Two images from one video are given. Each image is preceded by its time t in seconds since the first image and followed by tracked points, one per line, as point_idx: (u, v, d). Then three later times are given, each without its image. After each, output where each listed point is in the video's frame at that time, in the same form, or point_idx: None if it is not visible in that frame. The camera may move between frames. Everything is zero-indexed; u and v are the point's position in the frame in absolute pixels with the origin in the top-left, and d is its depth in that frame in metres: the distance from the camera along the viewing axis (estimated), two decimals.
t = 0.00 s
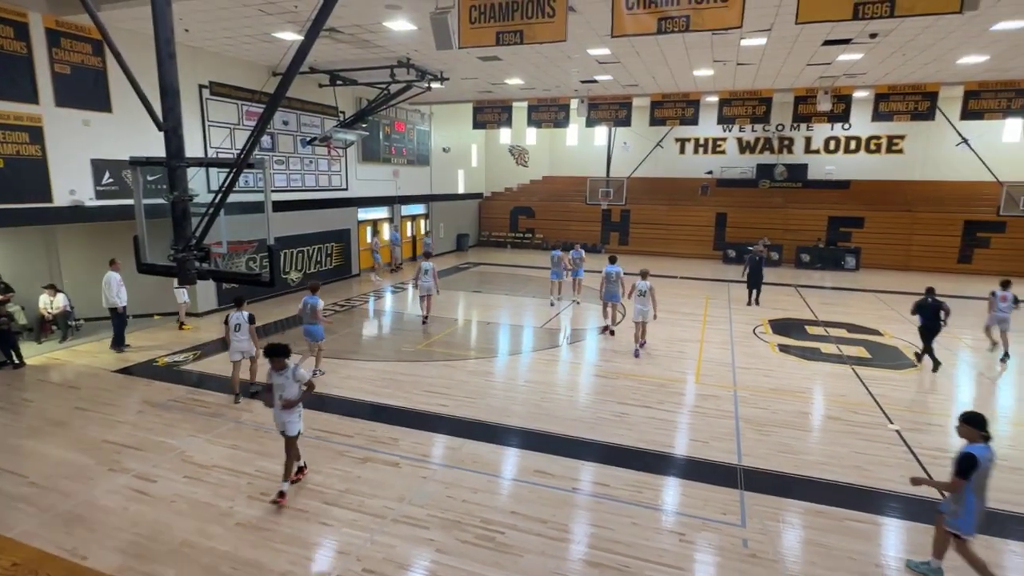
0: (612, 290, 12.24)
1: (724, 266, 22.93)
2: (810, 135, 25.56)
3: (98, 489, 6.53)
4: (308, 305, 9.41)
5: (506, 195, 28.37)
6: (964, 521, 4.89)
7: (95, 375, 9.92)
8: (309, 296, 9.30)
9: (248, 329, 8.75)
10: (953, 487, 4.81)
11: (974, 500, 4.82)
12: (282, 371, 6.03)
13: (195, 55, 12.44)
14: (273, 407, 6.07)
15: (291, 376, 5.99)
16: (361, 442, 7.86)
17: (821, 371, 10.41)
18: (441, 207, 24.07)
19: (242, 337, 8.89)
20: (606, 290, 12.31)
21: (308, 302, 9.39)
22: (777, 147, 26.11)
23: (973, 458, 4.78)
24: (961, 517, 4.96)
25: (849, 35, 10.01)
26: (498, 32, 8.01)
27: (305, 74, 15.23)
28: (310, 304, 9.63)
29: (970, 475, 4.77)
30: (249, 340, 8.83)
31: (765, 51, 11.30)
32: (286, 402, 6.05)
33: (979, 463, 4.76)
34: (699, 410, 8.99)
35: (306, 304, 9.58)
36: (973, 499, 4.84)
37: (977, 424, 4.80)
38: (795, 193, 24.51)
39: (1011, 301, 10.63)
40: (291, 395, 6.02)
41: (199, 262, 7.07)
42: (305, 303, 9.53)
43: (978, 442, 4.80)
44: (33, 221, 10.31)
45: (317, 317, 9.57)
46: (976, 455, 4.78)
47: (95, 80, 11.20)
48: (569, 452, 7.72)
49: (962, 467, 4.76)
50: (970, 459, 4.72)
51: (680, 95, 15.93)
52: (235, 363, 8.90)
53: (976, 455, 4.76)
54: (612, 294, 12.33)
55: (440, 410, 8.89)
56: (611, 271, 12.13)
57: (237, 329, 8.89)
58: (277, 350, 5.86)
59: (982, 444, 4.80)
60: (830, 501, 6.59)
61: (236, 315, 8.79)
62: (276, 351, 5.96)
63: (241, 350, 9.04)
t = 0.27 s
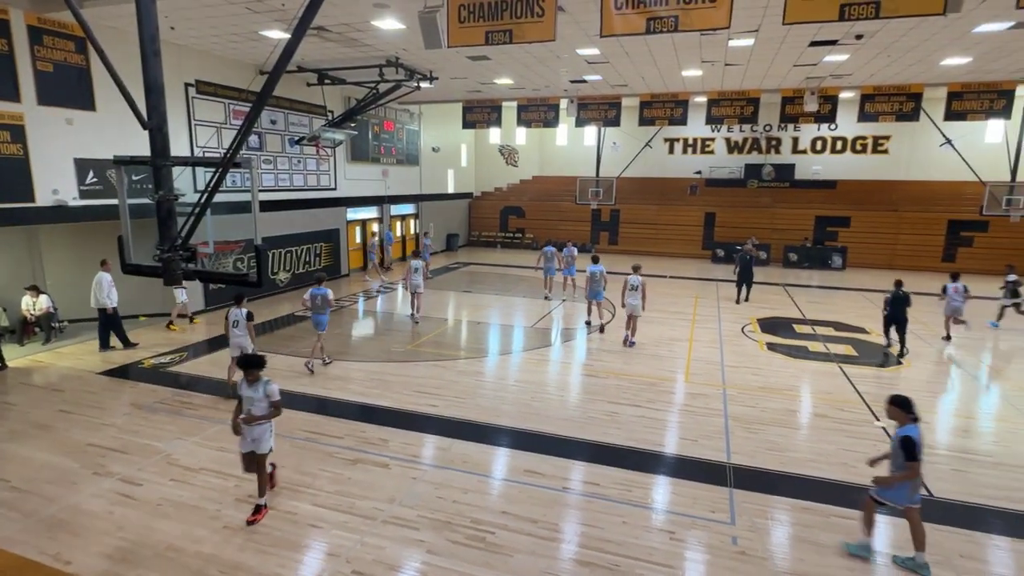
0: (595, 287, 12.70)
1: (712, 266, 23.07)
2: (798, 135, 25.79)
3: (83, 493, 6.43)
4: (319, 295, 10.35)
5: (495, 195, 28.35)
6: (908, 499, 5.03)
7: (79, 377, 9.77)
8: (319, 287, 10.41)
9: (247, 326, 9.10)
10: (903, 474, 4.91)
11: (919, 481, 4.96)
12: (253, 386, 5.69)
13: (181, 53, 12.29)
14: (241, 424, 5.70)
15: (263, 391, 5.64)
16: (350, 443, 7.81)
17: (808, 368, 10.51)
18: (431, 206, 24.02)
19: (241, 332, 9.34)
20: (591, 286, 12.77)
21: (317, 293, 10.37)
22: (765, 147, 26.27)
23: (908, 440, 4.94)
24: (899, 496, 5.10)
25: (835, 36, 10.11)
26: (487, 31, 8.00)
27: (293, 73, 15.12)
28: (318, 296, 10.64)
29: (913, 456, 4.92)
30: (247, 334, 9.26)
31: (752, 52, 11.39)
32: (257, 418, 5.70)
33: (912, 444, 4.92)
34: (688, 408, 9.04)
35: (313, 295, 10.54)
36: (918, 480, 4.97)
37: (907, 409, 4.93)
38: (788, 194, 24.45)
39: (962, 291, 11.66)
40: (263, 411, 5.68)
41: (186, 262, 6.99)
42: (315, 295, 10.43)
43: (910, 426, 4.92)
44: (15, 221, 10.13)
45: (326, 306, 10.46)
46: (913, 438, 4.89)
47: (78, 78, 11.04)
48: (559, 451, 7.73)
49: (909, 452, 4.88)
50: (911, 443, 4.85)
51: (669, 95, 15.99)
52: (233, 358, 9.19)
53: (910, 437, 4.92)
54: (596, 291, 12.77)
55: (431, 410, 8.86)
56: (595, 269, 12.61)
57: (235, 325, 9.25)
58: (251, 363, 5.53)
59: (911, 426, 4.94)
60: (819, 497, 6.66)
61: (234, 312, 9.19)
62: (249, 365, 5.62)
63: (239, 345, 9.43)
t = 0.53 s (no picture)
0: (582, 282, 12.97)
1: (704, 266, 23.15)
2: (788, 136, 26.06)
3: (71, 496, 6.35)
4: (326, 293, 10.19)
5: (486, 195, 28.34)
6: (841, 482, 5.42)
7: (66, 380, 9.65)
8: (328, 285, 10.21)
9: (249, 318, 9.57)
10: (827, 457, 5.36)
11: (849, 463, 5.40)
12: (224, 400, 5.28)
13: (169, 51, 12.17)
14: (216, 440, 5.35)
15: (232, 405, 5.22)
16: (341, 444, 7.77)
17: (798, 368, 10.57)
18: (423, 206, 23.95)
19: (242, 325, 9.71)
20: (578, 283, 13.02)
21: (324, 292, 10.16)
22: (756, 147, 26.55)
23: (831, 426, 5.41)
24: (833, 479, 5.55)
25: (825, 37, 10.18)
26: (480, 31, 7.99)
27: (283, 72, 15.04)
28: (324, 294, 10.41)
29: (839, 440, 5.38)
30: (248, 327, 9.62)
31: (743, 52, 11.44)
32: (230, 433, 5.30)
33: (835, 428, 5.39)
34: (680, 407, 9.07)
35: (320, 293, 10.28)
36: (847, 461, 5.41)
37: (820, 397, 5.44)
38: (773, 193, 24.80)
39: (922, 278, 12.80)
40: (234, 425, 5.26)
41: (176, 262, 6.92)
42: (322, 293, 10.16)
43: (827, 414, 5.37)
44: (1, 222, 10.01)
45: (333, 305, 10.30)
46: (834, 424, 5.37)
47: (64, 77, 10.91)
48: (552, 451, 7.72)
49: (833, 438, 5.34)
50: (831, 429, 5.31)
51: (660, 95, 16.02)
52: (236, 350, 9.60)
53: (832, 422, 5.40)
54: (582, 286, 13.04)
55: (423, 411, 8.83)
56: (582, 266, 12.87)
57: (236, 317, 9.65)
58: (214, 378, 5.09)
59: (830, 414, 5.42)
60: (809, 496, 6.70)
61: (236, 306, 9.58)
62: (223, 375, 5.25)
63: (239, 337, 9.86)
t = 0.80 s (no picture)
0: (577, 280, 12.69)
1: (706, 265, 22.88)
2: (792, 131, 25.64)
3: (48, 504, 6.04)
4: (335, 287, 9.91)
5: (482, 192, 28.04)
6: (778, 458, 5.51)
7: (46, 384, 9.29)
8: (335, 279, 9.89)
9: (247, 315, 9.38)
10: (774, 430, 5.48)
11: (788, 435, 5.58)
12: (184, 423, 4.95)
13: (152, 43, 11.82)
14: (176, 467, 5.00)
15: (197, 428, 4.91)
16: (333, 450, 7.46)
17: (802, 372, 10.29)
18: (416, 203, 23.59)
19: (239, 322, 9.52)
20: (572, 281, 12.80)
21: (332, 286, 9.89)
22: (760, 143, 26.15)
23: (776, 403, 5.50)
24: (774, 454, 5.67)
25: (832, 30, 9.90)
26: (475, 24, 7.70)
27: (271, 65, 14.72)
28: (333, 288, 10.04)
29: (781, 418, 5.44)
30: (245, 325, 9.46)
31: (747, 45, 11.18)
32: (191, 458, 4.96)
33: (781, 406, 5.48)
34: (682, 411, 8.78)
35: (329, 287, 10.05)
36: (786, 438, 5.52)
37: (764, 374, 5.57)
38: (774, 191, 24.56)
39: (914, 273, 13.15)
40: (201, 448, 4.97)
41: (160, 262, 6.61)
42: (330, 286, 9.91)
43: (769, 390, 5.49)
44: None
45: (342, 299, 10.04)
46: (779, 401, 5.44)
47: (45, 70, 10.57)
48: (550, 457, 7.42)
49: (764, 410, 5.52)
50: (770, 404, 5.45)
51: (661, 90, 15.57)
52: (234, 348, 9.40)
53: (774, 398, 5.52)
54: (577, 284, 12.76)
55: (417, 416, 8.52)
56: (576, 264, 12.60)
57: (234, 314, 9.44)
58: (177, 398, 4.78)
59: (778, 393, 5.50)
60: (816, 502, 6.42)
61: (233, 301, 9.40)
62: (178, 400, 4.86)
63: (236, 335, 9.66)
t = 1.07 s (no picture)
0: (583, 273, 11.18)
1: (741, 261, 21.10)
2: (842, 101, 23.93)
3: None
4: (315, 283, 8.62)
5: (478, 173, 25.81)
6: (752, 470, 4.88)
7: None
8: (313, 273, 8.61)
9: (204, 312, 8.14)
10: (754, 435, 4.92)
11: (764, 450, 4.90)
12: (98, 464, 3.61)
13: None
14: (88, 526, 3.63)
15: (116, 468, 3.64)
16: (292, 483, 6.09)
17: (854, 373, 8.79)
18: (397, 187, 21.87)
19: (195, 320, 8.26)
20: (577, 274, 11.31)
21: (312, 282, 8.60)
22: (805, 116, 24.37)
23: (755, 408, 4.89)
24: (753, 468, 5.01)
25: None
26: None
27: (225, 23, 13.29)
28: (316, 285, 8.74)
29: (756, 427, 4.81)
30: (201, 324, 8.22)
31: None
32: (111, 510, 3.65)
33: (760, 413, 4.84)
34: (714, 434, 7.33)
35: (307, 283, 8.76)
36: (761, 449, 4.86)
37: (751, 377, 5.02)
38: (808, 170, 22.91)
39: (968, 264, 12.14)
40: (121, 493, 3.69)
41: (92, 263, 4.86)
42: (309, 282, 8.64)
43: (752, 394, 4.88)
44: None
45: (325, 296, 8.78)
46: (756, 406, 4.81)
47: None
48: (555, 488, 6.08)
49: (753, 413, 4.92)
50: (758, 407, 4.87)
51: (688, 52, 14.05)
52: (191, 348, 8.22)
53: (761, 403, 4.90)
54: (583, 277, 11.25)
55: (395, 440, 7.09)
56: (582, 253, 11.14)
57: (190, 311, 8.23)
58: (96, 427, 3.50)
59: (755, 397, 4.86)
60: (877, 543, 5.22)
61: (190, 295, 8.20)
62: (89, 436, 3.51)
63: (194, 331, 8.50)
